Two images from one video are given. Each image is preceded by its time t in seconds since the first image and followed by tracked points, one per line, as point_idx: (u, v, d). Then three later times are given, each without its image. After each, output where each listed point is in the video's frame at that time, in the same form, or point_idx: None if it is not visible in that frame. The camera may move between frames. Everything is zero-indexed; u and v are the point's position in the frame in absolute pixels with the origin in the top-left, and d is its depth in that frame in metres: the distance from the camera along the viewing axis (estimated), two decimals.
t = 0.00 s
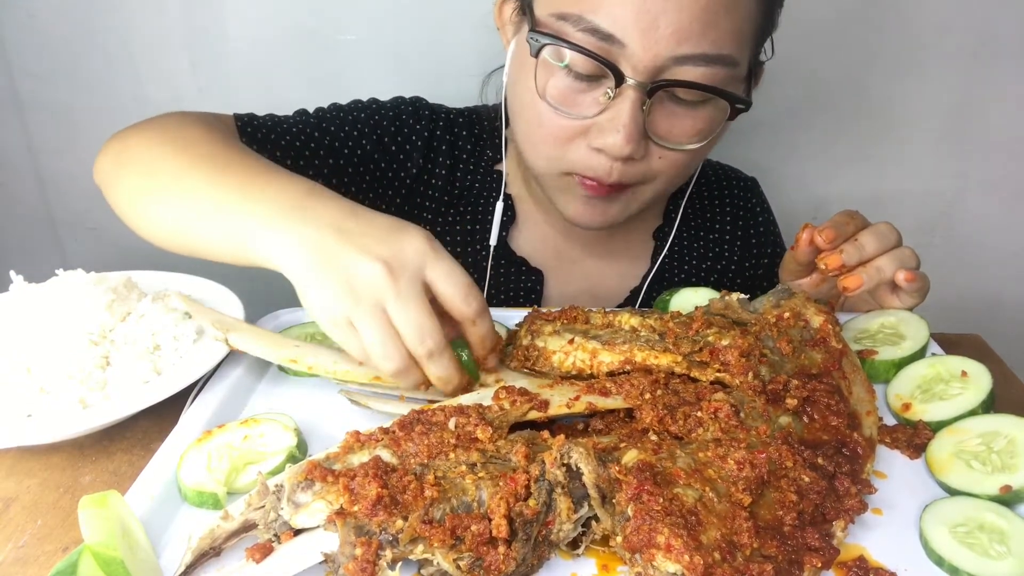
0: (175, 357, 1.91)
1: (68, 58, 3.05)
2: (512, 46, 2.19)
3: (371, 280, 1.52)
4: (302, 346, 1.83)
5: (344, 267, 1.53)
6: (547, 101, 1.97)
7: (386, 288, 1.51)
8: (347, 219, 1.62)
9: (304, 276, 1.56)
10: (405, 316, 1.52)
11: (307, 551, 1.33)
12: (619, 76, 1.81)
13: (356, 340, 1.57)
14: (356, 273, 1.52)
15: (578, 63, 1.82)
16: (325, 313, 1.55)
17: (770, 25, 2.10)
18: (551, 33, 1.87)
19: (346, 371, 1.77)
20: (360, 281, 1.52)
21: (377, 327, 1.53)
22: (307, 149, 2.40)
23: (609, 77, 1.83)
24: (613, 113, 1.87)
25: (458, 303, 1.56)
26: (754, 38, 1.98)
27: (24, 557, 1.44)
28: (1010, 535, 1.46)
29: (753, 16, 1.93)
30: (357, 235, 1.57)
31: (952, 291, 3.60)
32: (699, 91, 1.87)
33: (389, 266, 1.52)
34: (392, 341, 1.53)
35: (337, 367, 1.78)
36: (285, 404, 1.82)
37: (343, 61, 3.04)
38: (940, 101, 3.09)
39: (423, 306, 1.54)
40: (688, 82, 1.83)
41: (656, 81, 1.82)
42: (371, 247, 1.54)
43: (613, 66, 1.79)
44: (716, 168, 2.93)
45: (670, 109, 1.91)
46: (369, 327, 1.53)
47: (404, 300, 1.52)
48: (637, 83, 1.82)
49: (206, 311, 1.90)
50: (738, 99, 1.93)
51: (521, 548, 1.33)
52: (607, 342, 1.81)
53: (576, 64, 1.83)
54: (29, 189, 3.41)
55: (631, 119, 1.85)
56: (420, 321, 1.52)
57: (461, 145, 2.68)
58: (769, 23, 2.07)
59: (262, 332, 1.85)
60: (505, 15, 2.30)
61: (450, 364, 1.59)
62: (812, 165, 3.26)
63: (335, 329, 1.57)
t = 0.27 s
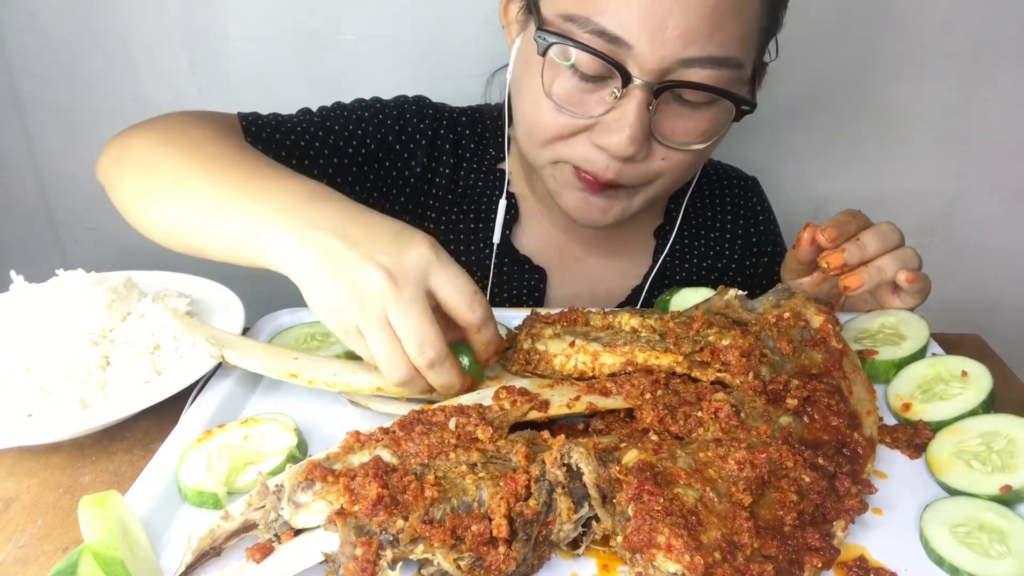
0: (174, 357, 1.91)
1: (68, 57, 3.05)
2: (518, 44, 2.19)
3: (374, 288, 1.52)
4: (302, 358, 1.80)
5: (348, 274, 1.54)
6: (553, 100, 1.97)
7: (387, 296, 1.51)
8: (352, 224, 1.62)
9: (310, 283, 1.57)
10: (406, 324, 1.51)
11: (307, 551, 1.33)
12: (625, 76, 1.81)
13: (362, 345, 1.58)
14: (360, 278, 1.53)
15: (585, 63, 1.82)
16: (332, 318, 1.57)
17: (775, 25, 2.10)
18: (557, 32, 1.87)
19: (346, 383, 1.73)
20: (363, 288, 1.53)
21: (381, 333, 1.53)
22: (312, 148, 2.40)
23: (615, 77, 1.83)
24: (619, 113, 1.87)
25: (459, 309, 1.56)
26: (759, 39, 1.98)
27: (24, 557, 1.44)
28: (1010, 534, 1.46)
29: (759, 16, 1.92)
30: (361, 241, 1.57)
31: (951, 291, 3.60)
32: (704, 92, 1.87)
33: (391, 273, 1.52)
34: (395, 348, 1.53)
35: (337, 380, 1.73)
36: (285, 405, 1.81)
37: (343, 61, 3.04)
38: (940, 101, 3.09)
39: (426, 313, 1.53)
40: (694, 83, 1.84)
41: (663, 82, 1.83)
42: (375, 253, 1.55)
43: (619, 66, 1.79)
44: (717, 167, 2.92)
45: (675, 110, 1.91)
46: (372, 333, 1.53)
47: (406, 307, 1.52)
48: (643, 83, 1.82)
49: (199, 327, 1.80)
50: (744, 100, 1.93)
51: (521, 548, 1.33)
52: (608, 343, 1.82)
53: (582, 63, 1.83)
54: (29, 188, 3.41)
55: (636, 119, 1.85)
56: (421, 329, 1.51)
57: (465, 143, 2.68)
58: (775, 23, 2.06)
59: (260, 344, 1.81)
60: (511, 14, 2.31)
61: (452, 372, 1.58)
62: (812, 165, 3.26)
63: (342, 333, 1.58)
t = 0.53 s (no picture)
0: (175, 357, 1.92)
1: (69, 58, 3.05)
2: (516, 45, 2.19)
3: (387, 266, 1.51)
4: (302, 358, 1.80)
5: (361, 254, 1.53)
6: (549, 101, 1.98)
7: (398, 274, 1.50)
8: (365, 213, 1.63)
9: (320, 261, 1.56)
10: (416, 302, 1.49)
11: (307, 551, 1.33)
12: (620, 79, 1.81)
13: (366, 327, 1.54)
14: (373, 259, 1.52)
15: (579, 66, 1.82)
16: (337, 296, 1.54)
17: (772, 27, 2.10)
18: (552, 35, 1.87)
19: (345, 384, 1.73)
20: (375, 267, 1.51)
21: (388, 312, 1.50)
22: (313, 147, 2.40)
23: (609, 80, 1.83)
24: (615, 114, 1.87)
25: (468, 293, 1.54)
26: (757, 40, 1.98)
27: (24, 557, 1.44)
28: (1010, 535, 1.46)
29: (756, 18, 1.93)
30: (375, 227, 1.58)
31: (951, 291, 3.60)
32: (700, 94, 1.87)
33: (404, 253, 1.52)
34: (402, 328, 1.51)
35: (336, 380, 1.74)
36: (285, 406, 1.81)
37: (343, 61, 3.04)
38: (940, 102, 3.09)
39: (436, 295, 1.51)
40: (689, 85, 1.84)
41: (657, 84, 1.82)
42: (389, 237, 1.55)
43: (614, 69, 1.79)
44: (717, 167, 2.92)
45: (671, 111, 1.91)
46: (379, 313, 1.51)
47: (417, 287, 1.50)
48: (637, 86, 1.82)
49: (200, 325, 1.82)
50: (739, 101, 1.93)
51: (521, 548, 1.33)
52: (608, 343, 1.82)
53: (578, 66, 1.83)
54: (29, 189, 3.41)
55: (632, 121, 1.86)
56: (430, 309, 1.49)
57: (465, 142, 2.68)
58: (772, 24, 2.07)
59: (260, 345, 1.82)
60: (509, 15, 2.30)
61: (453, 354, 1.55)
62: (812, 165, 3.26)
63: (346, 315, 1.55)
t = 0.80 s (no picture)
0: (175, 357, 1.92)
1: (68, 58, 3.05)
2: (515, 45, 2.19)
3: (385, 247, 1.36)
4: (301, 360, 1.79)
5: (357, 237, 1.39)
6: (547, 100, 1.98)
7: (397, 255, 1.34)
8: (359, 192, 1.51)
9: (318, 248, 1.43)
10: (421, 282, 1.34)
11: (308, 551, 1.33)
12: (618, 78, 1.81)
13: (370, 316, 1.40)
14: (369, 238, 1.38)
15: (578, 64, 1.82)
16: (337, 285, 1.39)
17: (771, 27, 2.10)
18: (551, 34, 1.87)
19: (346, 385, 1.72)
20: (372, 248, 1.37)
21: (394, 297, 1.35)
22: (312, 147, 2.40)
23: (607, 79, 1.83)
24: (613, 113, 1.87)
25: (468, 268, 1.38)
26: (756, 39, 1.98)
27: (24, 557, 1.44)
28: (1010, 535, 1.46)
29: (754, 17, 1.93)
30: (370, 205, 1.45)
31: (952, 291, 3.60)
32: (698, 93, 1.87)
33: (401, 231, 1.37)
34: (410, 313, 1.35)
35: (337, 382, 1.73)
36: (284, 405, 1.81)
37: (343, 61, 3.04)
38: (940, 102, 3.09)
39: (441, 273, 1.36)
40: (687, 84, 1.84)
41: (656, 83, 1.82)
42: (382, 215, 1.40)
43: (612, 67, 1.79)
44: (716, 168, 2.92)
45: (669, 110, 1.91)
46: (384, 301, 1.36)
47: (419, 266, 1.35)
48: (635, 85, 1.82)
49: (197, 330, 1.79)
50: (737, 101, 1.93)
51: (521, 548, 1.33)
52: (608, 343, 1.82)
53: (576, 65, 1.83)
54: (29, 189, 3.41)
55: (630, 119, 1.86)
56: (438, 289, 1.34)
57: (464, 141, 2.68)
58: (771, 24, 2.07)
59: (259, 347, 1.80)
60: (509, 15, 2.30)
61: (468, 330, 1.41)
62: (812, 165, 3.26)
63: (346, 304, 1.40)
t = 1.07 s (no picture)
0: (175, 357, 1.92)
1: (69, 58, 3.05)
2: (524, 42, 2.18)
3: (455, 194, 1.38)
4: (302, 360, 1.79)
5: (428, 194, 1.43)
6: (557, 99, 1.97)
7: (472, 199, 1.37)
8: (416, 158, 1.54)
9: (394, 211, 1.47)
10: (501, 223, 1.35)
11: (308, 551, 1.33)
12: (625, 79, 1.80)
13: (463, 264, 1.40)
14: (440, 190, 1.41)
15: (586, 65, 1.81)
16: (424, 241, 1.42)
17: (777, 27, 2.10)
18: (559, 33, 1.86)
19: (346, 385, 1.72)
20: (444, 200, 1.39)
21: (477, 241, 1.36)
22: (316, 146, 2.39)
23: (615, 80, 1.82)
24: (620, 114, 1.87)
25: (542, 196, 1.37)
26: (760, 40, 1.98)
27: (24, 557, 1.44)
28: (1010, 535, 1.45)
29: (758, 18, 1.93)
30: (431, 165, 1.48)
31: (951, 291, 3.60)
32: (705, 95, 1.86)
33: (472, 178, 1.39)
34: (497, 253, 1.34)
35: (337, 382, 1.73)
36: (284, 406, 1.81)
37: (343, 61, 3.04)
38: (940, 102, 3.09)
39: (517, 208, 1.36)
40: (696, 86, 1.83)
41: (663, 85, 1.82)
42: (450, 168, 1.44)
43: (621, 69, 1.78)
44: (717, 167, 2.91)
45: (676, 112, 1.90)
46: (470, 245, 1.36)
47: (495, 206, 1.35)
48: (644, 86, 1.82)
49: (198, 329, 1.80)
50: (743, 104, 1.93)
51: (521, 548, 1.33)
52: (608, 343, 1.81)
53: (585, 65, 1.82)
54: (29, 189, 3.41)
55: (637, 121, 1.85)
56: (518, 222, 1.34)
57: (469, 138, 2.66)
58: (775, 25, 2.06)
59: (259, 347, 1.81)
60: (517, 12, 2.29)
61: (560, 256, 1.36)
62: (812, 165, 3.26)
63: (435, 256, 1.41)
